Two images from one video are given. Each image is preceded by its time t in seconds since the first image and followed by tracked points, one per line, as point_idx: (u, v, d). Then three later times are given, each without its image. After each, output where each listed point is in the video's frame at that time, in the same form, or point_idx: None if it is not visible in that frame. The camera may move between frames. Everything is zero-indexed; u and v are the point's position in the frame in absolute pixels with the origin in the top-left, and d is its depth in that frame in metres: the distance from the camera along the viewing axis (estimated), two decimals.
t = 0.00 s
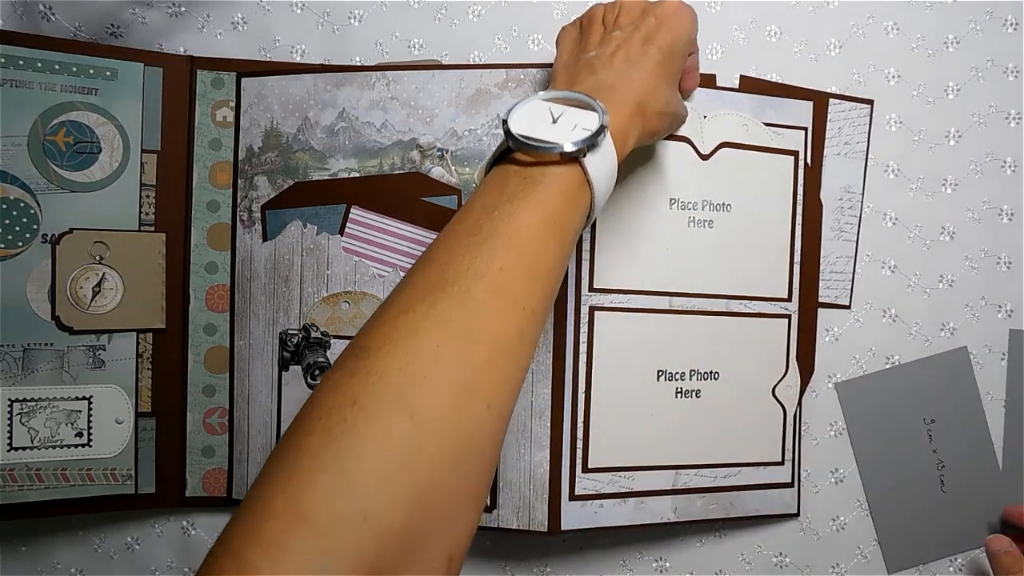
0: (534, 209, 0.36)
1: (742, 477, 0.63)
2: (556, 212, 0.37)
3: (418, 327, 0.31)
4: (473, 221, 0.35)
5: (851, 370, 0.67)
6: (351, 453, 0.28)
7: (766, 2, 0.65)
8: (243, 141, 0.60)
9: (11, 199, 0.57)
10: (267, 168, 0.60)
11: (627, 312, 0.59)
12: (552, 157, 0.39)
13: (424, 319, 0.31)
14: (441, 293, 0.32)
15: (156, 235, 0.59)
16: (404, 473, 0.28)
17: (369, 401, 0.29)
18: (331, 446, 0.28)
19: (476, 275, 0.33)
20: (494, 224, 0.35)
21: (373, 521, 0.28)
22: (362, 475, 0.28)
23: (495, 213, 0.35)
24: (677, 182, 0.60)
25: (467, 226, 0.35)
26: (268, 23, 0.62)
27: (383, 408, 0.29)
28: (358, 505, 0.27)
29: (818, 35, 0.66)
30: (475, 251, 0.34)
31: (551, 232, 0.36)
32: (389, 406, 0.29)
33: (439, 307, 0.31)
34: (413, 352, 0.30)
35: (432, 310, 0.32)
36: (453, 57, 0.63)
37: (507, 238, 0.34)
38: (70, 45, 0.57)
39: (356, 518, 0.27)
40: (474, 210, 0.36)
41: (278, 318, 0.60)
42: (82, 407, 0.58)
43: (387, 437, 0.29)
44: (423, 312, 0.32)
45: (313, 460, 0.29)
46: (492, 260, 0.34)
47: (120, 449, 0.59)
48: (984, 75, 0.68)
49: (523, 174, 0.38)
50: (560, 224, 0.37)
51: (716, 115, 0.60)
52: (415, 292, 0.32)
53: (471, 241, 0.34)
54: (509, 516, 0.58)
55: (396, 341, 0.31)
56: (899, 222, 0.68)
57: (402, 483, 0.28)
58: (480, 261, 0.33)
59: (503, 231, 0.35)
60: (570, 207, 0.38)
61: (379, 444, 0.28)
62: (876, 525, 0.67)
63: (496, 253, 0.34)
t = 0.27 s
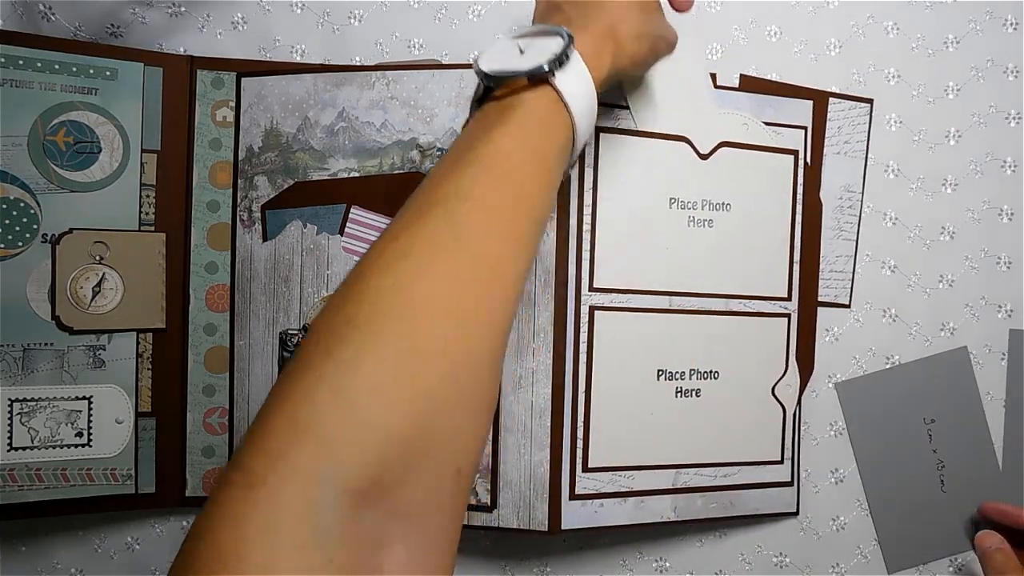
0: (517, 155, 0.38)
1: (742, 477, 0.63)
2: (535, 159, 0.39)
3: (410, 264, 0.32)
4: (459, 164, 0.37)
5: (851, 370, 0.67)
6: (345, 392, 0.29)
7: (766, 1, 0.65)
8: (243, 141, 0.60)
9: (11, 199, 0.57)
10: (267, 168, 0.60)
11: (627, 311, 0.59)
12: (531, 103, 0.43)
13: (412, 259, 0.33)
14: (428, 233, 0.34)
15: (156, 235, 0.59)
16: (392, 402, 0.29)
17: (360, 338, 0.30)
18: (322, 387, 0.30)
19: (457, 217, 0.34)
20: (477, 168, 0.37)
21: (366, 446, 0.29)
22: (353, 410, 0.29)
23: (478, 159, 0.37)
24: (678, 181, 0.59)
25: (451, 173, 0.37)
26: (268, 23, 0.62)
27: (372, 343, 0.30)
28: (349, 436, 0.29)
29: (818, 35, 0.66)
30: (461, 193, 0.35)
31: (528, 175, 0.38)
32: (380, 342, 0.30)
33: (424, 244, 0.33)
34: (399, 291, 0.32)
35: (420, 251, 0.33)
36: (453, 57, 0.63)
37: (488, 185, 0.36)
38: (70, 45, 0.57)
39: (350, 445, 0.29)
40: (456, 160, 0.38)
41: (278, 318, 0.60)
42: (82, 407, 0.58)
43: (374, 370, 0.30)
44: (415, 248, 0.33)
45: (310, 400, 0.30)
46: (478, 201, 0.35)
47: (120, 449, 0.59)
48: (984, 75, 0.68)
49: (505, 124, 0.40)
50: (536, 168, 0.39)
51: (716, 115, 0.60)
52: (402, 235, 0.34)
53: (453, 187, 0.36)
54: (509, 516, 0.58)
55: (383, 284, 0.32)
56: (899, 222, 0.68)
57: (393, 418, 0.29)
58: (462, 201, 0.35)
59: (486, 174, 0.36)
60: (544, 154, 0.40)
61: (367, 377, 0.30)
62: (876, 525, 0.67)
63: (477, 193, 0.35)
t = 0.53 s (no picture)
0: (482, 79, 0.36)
1: (742, 477, 0.63)
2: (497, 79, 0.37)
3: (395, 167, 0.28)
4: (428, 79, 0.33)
5: (851, 370, 0.67)
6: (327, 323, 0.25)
7: (766, 1, 0.65)
8: (244, 141, 0.60)
9: (11, 199, 0.57)
10: (267, 168, 0.60)
11: (627, 312, 0.59)
12: (502, 17, 0.40)
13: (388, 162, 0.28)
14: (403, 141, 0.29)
15: (156, 234, 0.59)
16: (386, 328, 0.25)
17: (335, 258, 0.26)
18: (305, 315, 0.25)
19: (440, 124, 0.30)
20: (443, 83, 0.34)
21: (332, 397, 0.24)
22: (357, 342, 0.25)
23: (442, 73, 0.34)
24: (678, 181, 0.59)
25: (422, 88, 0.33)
26: (268, 23, 0.62)
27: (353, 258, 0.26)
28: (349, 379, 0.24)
29: (818, 35, 0.66)
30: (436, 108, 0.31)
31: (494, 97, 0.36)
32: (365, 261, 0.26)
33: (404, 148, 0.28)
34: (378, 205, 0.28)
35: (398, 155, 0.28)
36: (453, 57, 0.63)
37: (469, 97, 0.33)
38: (70, 45, 0.57)
39: (336, 389, 0.24)
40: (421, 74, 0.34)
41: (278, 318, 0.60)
42: (82, 407, 0.58)
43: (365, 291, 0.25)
44: (390, 150, 0.28)
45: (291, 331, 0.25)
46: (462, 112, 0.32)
47: (120, 449, 0.59)
48: (984, 75, 0.68)
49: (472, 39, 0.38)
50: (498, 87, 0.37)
51: (716, 115, 0.60)
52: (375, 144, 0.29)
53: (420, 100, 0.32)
54: (509, 516, 0.58)
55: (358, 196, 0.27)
56: (899, 222, 0.68)
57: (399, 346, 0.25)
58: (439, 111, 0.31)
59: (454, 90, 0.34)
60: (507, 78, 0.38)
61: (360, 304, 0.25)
62: (876, 524, 0.67)
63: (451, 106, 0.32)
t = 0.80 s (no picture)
0: (458, 112, 0.42)
1: (742, 477, 0.63)
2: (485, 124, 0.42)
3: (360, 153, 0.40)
4: (383, 102, 0.41)
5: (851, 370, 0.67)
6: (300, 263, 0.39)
7: (766, 1, 0.65)
8: (244, 141, 0.60)
9: (11, 199, 0.57)
10: (267, 168, 0.60)
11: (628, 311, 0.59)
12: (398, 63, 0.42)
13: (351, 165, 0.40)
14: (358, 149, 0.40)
15: (156, 234, 0.59)
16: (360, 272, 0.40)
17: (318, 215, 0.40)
18: (296, 244, 0.39)
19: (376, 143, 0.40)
20: (398, 116, 0.41)
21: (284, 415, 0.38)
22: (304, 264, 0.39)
23: (396, 108, 0.41)
24: (678, 181, 0.59)
25: (370, 109, 0.41)
26: (268, 23, 0.62)
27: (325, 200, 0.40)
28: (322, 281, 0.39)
29: (818, 35, 0.66)
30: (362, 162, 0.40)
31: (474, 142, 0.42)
32: (315, 261, 0.39)
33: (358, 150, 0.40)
34: (303, 247, 0.39)
35: (348, 193, 0.40)
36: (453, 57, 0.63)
37: (401, 132, 0.41)
38: (71, 45, 0.57)
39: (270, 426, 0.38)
40: (377, 112, 0.41)
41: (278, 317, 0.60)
42: (82, 407, 0.58)
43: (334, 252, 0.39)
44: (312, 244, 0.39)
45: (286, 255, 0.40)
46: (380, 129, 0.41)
47: (120, 449, 0.59)
48: (984, 75, 0.68)
49: (433, 70, 0.42)
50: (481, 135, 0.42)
51: (716, 114, 0.60)
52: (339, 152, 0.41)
53: (383, 143, 0.40)
54: (509, 516, 0.58)
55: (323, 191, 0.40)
56: (899, 222, 0.68)
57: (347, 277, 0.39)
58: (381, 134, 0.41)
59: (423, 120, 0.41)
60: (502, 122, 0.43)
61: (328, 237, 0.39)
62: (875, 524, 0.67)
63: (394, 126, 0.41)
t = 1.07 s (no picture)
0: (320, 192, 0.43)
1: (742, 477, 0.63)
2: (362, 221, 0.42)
3: (217, 364, 0.41)
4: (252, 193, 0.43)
5: (851, 369, 0.67)
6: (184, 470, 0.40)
7: (766, 1, 0.65)
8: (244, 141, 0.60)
9: (12, 199, 0.57)
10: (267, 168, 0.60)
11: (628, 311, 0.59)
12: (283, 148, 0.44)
13: (216, 359, 0.41)
14: (221, 347, 0.41)
15: (156, 234, 0.59)
16: (245, 444, 0.41)
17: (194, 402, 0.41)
18: (171, 439, 0.41)
19: (245, 337, 0.40)
20: (272, 254, 0.41)
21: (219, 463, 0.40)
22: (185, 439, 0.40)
23: (262, 215, 0.42)
24: (678, 181, 0.59)
25: (251, 290, 0.41)
26: (268, 23, 0.62)
27: (197, 383, 0.41)
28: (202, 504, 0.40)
29: (818, 35, 0.66)
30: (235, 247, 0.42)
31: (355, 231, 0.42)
32: (224, 336, 0.41)
33: (218, 352, 0.41)
34: (213, 324, 0.42)
35: (220, 383, 0.40)
36: (453, 57, 0.63)
37: (268, 291, 0.41)
38: (71, 45, 0.57)
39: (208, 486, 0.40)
40: (250, 275, 0.41)
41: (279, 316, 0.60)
42: (82, 407, 0.58)
43: (210, 387, 0.41)
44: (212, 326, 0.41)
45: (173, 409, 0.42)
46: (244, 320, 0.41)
47: (120, 449, 0.59)
48: (984, 75, 0.68)
49: (296, 185, 0.42)
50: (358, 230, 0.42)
51: (716, 114, 0.60)
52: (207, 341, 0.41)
53: (247, 304, 0.41)
54: (509, 516, 0.58)
55: (198, 383, 0.41)
56: (899, 222, 0.68)
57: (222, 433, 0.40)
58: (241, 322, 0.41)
59: (286, 289, 0.41)
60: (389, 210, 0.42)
61: (200, 438, 0.40)
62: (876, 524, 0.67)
63: (257, 308, 0.41)
